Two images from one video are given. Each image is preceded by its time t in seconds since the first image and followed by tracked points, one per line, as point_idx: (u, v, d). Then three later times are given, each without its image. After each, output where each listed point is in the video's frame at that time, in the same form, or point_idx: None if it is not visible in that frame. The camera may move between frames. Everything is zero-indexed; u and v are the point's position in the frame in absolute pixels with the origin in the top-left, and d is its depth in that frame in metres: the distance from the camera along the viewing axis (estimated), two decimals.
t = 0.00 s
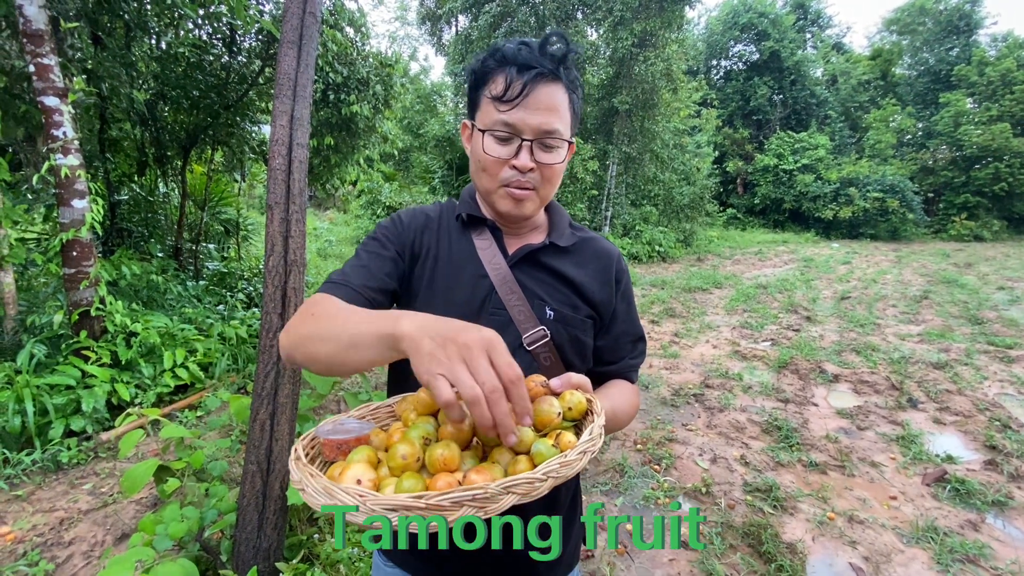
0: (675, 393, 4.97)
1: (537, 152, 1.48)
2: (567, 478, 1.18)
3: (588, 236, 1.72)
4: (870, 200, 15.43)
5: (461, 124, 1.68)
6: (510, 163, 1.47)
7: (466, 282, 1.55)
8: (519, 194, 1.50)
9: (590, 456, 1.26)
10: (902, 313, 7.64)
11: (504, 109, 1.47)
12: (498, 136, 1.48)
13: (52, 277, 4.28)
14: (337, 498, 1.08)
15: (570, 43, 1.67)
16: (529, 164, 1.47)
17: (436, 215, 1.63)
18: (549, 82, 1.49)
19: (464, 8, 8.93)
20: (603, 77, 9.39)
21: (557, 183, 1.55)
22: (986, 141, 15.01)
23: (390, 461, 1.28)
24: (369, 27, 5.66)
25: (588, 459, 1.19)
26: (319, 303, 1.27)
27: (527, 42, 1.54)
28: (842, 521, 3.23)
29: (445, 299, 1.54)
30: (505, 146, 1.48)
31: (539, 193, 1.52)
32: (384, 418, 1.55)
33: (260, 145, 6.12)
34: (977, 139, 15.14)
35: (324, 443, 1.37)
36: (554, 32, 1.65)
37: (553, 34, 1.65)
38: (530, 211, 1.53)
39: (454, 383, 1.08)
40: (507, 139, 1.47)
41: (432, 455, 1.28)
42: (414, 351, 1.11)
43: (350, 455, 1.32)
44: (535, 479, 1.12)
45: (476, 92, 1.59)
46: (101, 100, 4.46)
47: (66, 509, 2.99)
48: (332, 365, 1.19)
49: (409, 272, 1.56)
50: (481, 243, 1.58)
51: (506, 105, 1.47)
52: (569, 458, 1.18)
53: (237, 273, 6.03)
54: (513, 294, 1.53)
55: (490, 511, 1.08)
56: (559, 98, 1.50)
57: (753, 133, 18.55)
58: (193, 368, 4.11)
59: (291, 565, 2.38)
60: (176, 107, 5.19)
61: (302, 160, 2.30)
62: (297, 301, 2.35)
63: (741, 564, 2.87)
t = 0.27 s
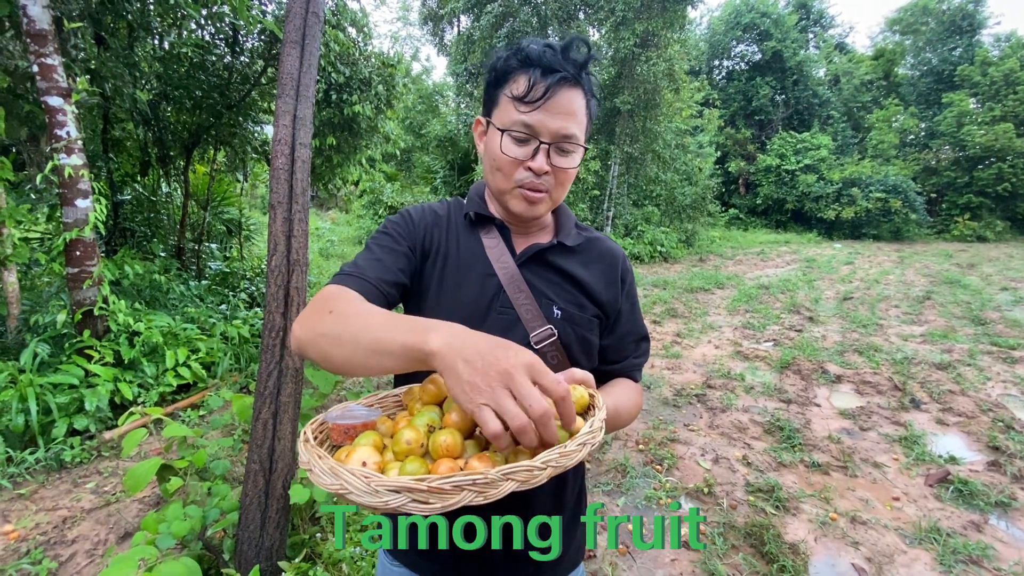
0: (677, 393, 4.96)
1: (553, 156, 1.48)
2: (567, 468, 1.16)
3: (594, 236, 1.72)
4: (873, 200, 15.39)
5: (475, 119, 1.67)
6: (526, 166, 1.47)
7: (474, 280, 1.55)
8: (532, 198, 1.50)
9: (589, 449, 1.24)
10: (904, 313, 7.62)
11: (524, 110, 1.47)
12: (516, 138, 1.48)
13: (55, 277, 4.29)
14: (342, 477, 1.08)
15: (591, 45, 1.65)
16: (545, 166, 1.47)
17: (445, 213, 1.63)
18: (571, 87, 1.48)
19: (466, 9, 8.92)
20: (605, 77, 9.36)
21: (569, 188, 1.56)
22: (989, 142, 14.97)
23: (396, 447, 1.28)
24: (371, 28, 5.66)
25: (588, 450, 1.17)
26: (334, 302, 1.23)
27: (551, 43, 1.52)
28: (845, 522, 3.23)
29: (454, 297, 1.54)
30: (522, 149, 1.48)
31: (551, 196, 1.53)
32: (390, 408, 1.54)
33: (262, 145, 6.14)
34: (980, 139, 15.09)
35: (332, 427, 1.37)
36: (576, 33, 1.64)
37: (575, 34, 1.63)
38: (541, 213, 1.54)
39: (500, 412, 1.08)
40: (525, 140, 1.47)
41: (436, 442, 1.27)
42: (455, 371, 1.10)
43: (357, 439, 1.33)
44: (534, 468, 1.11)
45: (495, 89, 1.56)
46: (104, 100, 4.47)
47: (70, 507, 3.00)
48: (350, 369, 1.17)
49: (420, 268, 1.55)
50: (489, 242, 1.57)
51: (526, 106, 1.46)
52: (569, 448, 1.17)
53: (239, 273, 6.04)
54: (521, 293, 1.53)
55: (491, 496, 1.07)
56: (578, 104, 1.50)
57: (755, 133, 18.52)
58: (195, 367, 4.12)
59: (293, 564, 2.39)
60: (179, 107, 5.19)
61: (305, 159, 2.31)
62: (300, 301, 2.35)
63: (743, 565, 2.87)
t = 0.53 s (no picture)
0: (678, 394, 4.96)
1: (559, 162, 1.49)
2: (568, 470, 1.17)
3: (596, 238, 1.72)
4: (875, 201, 15.38)
5: (481, 123, 1.67)
6: (532, 170, 1.47)
7: (478, 281, 1.56)
8: (537, 202, 1.50)
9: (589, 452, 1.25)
10: (906, 314, 7.62)
11: (532, 116, 1.47)
12: (523, 143, 1.48)
13: (57, 277, 4.30)
14: (348, 475, 1.09)
15: (598, 53, 1.66)
16: (552, 172, 1.47)
17: (449, 214, 1.64)
18: (578, 93, 1.49)
19: (467, 9, 8.93)
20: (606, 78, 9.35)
21: (573, 193, 1.56)
22: (991, 142, 14.95)
23: (401, 445, 1.29)
24: (373, 28, 5.67)
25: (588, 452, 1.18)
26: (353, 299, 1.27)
27: (560, 50, 1.53)
28: (845, 523, 3.23)
29: (458, 298, 1.56)
30: (529, 153, 1.48)
31: (556, 202, 1.54)
32: (395, 406, 1.55)
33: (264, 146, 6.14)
34: (982, 140, 15.07)
35: (338, 425, 1.38)
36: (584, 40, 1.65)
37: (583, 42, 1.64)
38: (546, 219, 1.54)
39: (529, 399, 1.14)
40: (532, 145, 1.48)
41: (440, 441, 1.29)
42: (483, 360, 1.15)
43: (362, 438, 1.34)
44: (536, 469, 1.12)
45: (503, 93, 1.57)
46: (106, 101, 4.49)
47: (72, 507, 3.01)
48: (373, 363, 1.22)
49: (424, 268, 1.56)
50: (493, 244, 1.58)
51: (534, 112, 1.47)
52: (570, 450, 1.17)
53: (241, 273, 6.05)
54: (524, 293, 1.54)
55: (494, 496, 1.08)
56: (585, 110, 1.50)
57: (756, 134, 18.50)
58: (197, 367, 4.13)
59: (294, 564, 2.39)
60: (181, 108, 5.19)
61: (306, 160, 2.31)
62: (301, 301, 2.35)
63: (744, 566, 2.87)
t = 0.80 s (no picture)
0: (678, 395, 4.97)
1: (558, 161, 1.49)
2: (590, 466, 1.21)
3: (599, 240, 1.73)
4: (875, 202, 15.38)
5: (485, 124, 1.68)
6: (531, 169, 1.48)
7: (480, 281, 1.56)
8: (537, 200, 1.51)
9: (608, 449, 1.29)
10: (906, 315, 7.61)
11: (531, 115, 1.48)
12: (522, 142, 1.49)
13: (58, 277, 4.31)
14: (374, 470, 1.09)
15: (601, 53, 1.66)
16: (551, 171, 1.48)
17: (452, 214, 1.64)
18: (577, 94, 1.49)
19: (468, 10, 8.94)
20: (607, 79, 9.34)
21: (574, 193, 1.57)
22: (992, 143, 14.94)
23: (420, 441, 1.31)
24: (373, 29, 5.68)
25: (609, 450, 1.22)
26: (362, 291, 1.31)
27: (560, 50, 1.53)
28: (845, 524, 3.23)
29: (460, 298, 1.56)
30: (528, 152, 1.49)
31: (557, 201, 1.54)
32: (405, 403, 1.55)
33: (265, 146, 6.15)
34: (983, 141, 15.06)
35: (352, 420, 1.39)
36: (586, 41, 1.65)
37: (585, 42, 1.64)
38: (547, 217, 1.55)
39: (546, 359, 1.22)
40: (531, 145, 1.48)
41: (461, 438, 1.31)
42: (501, 332, 1.22)
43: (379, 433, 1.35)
44: (560, 466, 1.15)
45: (504, 95, 1.57)
46: (107, 102, 4.50)
47: (73, 506, 3.02)
48: (387, 348, 1.25)
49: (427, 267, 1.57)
50: (496, 243, 1.59)
51: (533, 112, 1.48)
52: (592, 448, 1.22)
53: (241, 274, 6.07)
54: (527, 293, 1.55)
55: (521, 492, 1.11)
56: (584, 110, 1.50)
57: (757, 134, 18.51)
58: (198, 367, 4.13)
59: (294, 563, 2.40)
60: (182, 108, 5.20)
61: (308, 161, 2.32)
62: (302, 302, 2.36)
63: (744, 566, 2.87)
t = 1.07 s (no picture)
0: (678, 395, 4.97)
1: (564, 167, 1.49)
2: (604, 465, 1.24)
3: (600, 241, 1.73)
4: (875, 203, 15.41)
5: (490, 125, 1.68)
6: (536, 174, 1.48)
7: (481, 281, 1.57)
8: (541, 204, 1.52)
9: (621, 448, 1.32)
10: (906, 316, 7.62)
11: (538, 121, 1.47)
12: (528, 147, 1.48)
13: (58, 277, 4.31)
14: (390, 469, 1.09)
15: (608, 60, 1.66)
16: (556, 177, 1.48)
17: (452, 214, 1.64)
18: (586, 101, 1.49)
19: (468, 11, 8.96)
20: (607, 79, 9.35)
21: (577, 198, 1.57)
22: (992, 145, 14.95)
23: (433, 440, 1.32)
24: (374, 30, 5.68)
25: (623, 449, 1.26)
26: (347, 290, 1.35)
27: (568, 57, 1.53)
28: (845, 525, 3.22)
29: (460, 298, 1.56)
30: (533, 157, 1.48)
31: (560, 206, 1.54)
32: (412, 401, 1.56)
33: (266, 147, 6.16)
34: (983, 142, 15.06)
35: (364, 419, 1.40)
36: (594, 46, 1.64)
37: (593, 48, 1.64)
38: (549, 221, 1.56)
39: (507, 333, 1.18)
40: (537, 150, 1.48)
41: (475, 437, 1.32)
42: (463, 309, 1.19)
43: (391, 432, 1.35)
44: (577, 465, 1.18)
45: (511, 98, 1.57)
46: (108, 102, 4.50)
47: (72, 506, 3.01)
48: (373, 341, 1.27)
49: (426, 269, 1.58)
50: (497, 243, 1.59)
51: (541, 117, 1.47)
52: (607, 447, 1.25)
53: (242, 274, 6.07)
54: (528, 293, 1.55)
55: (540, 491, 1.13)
56: (591, 118, 1.50)
57: (757, 135, 18.53)
58: (198, 368, 4.13)
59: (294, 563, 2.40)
60: (182, 109, 5.20)
61: (308, 161, 2.32)
62: (302, 302, 2.36)
63: (743, 567, 2.87)
